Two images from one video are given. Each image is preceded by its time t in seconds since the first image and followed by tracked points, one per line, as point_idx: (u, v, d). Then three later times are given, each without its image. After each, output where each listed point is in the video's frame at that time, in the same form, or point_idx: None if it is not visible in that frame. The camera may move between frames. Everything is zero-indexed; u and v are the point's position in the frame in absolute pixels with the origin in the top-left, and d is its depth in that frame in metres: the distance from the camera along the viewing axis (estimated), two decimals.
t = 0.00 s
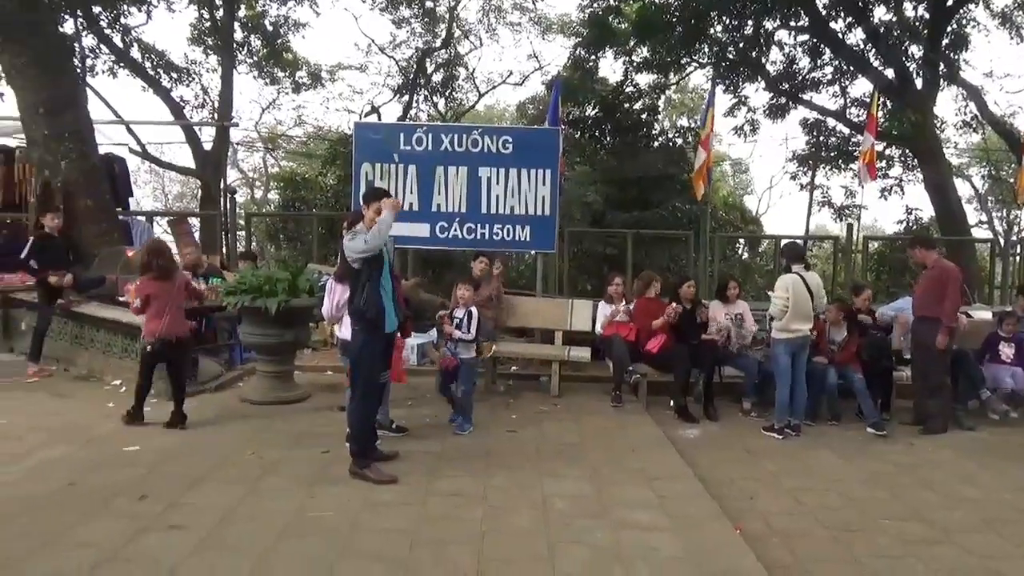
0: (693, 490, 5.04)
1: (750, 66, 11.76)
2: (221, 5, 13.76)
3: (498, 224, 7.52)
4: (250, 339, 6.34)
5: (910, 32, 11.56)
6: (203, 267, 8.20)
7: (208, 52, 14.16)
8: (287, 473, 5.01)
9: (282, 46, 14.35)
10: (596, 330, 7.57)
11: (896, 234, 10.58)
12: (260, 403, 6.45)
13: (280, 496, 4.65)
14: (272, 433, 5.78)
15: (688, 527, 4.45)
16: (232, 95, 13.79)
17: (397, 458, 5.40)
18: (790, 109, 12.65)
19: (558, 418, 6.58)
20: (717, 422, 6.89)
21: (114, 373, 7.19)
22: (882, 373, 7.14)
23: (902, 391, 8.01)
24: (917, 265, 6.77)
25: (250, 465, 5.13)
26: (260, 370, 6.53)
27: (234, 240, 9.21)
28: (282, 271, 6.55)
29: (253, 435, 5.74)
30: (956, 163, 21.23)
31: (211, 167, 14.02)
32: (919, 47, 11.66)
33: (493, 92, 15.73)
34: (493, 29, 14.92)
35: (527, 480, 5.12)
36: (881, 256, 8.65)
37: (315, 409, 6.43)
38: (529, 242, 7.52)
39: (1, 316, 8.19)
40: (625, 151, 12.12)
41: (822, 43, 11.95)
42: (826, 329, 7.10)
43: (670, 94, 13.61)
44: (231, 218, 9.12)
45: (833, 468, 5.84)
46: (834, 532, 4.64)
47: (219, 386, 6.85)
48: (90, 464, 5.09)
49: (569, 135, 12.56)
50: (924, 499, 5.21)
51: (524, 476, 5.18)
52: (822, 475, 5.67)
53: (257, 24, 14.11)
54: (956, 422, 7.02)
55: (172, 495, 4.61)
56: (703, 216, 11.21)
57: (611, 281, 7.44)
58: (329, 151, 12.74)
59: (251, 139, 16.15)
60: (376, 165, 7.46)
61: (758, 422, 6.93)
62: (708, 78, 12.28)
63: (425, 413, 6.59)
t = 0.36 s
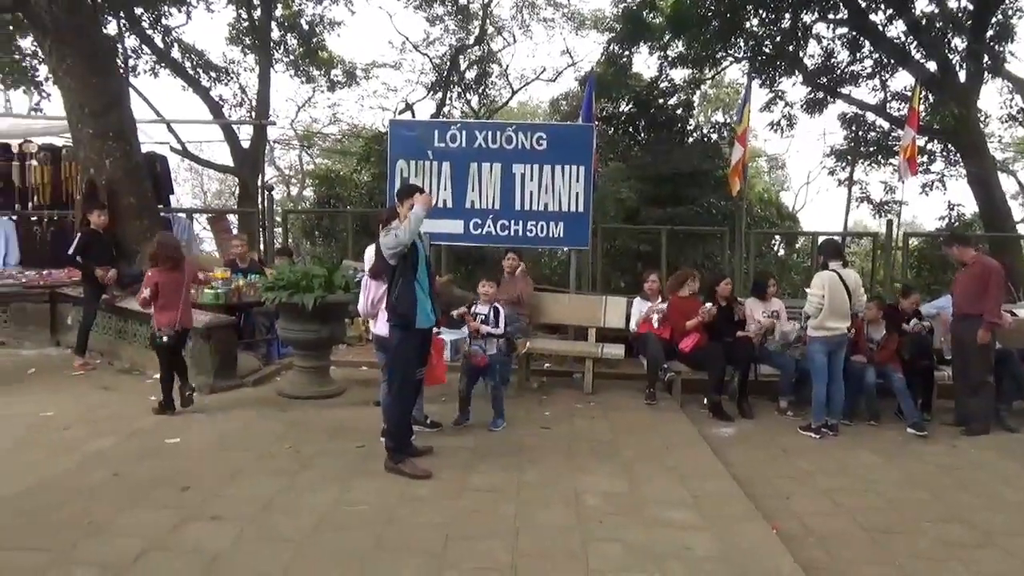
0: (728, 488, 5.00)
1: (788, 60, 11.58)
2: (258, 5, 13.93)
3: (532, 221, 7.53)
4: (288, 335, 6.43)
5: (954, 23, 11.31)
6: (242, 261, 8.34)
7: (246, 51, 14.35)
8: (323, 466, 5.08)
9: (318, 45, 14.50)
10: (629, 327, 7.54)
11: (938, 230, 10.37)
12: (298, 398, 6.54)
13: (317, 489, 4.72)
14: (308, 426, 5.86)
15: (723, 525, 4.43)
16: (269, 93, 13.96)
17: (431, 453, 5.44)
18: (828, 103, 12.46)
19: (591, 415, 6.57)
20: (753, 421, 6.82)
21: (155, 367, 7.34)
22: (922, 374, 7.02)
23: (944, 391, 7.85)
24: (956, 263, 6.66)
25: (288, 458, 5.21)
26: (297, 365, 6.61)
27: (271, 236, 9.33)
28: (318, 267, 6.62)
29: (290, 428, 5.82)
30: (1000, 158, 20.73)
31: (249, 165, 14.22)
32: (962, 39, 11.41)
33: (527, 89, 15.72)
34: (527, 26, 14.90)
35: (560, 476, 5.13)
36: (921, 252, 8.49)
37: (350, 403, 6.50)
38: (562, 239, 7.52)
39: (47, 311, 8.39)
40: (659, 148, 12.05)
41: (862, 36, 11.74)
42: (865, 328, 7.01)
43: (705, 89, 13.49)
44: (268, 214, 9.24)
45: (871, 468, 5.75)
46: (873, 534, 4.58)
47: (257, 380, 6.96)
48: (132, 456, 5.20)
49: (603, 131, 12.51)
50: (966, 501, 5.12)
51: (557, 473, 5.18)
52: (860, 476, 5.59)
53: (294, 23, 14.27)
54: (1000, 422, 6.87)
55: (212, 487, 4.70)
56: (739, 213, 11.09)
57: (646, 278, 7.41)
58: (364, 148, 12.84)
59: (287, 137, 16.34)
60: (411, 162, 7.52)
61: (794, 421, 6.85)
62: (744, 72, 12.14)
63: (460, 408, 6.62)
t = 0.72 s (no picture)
0: (758, 488, 4.97)
1: (819, 55, 11.42)
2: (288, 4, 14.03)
3: (560, 218, 7.51)
4: (317, 331, 6.49)
5: (991, 17, 11.08)
6: (272, 258, 8.43)
7: (276, 50, 14.46)
8: (353, 462, 5.12)
9: (346, 43, 14.58)
10: (657, 326, 7.50)
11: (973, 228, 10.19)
12: (326, 393, 6.60)
13: (346, 483, 4.76)
14: (337, 422, 5.91)
15: (752, 526, 4.40)
16: (298, 91, 14.06)
17: (459, 449, 5.46)
18: (860, 98, 12.29)
19: (619, 413, 6.55)
20: (782, 420, 6.76)
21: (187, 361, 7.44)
22: (957, 374, 6.91)
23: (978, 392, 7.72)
24: (989, 261, 6.55)
25: (317, 453, 5.25)
26: (326, 361, 6.67)
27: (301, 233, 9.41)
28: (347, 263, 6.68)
29: (319, 424, 5.88)
30: None
31: (279, 162, 14.35)
32: (999, 32, 11.19)
33: (554, 86, 15.68)
34: (554, 22, 14.87)
35: (588, 474, 5.12)
36: (955, 251, 8.36)
37: (379, 399, 6.54)
38: (590, 236, 7.48)
39: (84, 306, 8.54)
40: (687, 145, 11.97)
41: (896, 30, 11.56)
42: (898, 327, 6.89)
43: (734, 84, 13.37)
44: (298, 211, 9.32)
45: (903, 470, 5.68)
46: (906, 536, 4.53)
47: (287, 376, 7.03)
48: (166, 449, 5.29)
49: (630, 128, 12.46)
50: (1001, 504, 5.04)
51: (585, 470, 5.18)
52: (893, 477, 5.52)
53: (323, 22, 14.37)
54: None
55: (244, 480, 4.76)
56: (769, 210, 10.99)
57: (676, 276, 7.38)
58: (391, 146, 12.90)
59: (316, 134, 16.46)
60: (439, 159, 7.56)
61: (825, 421, 6.78)
62: (774, 68, 12.01)
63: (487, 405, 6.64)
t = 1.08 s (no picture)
0: (787, 489, 4.92)
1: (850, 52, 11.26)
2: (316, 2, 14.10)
3: (586, 216, 7.48)
4: (345, 327, 6.52)
5: None
6: (301, 254, 8.47)
7: (303, 47, 14.54)
8: (380, 458, 5.14)
9: (373, 40, 14.64)
10: (684, 324, 7.45)
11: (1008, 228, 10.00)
12: (353, 389, 6.63)
13: (374, 479, 4.78)
14: (365, 417, 5.94)
15: (783, 528, 4.36)
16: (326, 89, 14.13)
17: (485, 446, 5.46)
18: (891, 95, 12.11)
19: (645, 412, 6.52)
20: (810, 421, 6.69)
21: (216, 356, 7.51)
22: (991, 376, 6.81)
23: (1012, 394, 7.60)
24: None
25: (345, 449, 5.28)
26: (354, 357, 6.70)
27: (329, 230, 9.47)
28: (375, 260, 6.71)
29: (347, 419, 5.91)
30: None
31: (306, 159, 14.45)
32: None
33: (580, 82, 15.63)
34: (580, 19, 14.81)
35: (615, 473, 5.11)
36: (990, 250, 8.22)
37: (405, 396, 6.56)
38: (617, 234, 7.44)
39: (115, 300, 8.65)
40: (715, 142, 11.88)
41: (929, 26, 11.38)
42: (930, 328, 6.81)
43: (763, 81, 13.25)
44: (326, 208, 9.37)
45: (935, 473, 5.60)
46: (939, 541, 4.47)
47: (314, 371, 7.08)
48: (198, 442, 5.34)
49: (657, 125, 12.38)
50: None
51: (612, 469, 5.16)
52: (925, 480, 5.44)
53: (350, 19, 14.43)
54: None
55: (273, 475, 4.80)
56: (797, 208, 10.87)
57: (704, 275, 7.32)
58: (417, 142, 12.94)
59: (342, 131, 16.53)
60: (466, 156, 7.57)
61: (854, 423, 6.69)
62: (804, 65, 11.89)
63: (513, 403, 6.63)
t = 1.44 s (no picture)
0: (803, 490, 4.89)
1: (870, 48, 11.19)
2: None
3: (602, 213, 7.46)
4: (360, 323, 6.54)
5: None
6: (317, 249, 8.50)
7: (320, 44, 14.59)
8: (395, 453, 5.16)
9: (390, 37, 14.67)
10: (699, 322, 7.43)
11: None
12: (367, 384, 6.66)
13: (388, 474, 4.80)
14: (379, 413, 5.95)
15: (799, 528, 4.33)
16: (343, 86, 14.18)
17: (499, 443, 5.47)
18: (911, 93, 12.00)
19: (659, 410, 6.51)
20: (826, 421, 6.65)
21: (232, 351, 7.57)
22: (1010, 377, 6.74)
23: None
24: None
25: (360, 444, 5.30)
26: (369, 352, 6.71)
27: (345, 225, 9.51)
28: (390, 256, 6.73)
29: (362, 415, 5.93)
30: None
31: (323, 155, 14.51)
32: None
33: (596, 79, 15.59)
34: (597, 16, 14.77)
35: (629, 471, 5.10)
36: (1010, 250, 8.13)
37: (420, 392, 6.58)
38: (632, 231, 7.42)
39: (133, 295, 8.73)
40: (731, 139, 11.83)
41: (950, 23, 11.26)
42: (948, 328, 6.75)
43: (780, 78, 13.17)
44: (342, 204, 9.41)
45: (953, 475, 5.55)
46: (957, 543, 4.43)
47: (330, 366, 7.11)
48: (214, 436, 5.38)
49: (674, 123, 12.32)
50: None
51: (626, 467, 5.15)
52: (942, 482, 5.40)
53: (367, 16, 14.47)
54: None
55: (289, 470, 4.82)
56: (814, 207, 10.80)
57: (720, 273, 7.30)
58: (432, 139, 12.97)
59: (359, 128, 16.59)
60: (482, 153, 7.58)
61: (870, 423, 6.65)
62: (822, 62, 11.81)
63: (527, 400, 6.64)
